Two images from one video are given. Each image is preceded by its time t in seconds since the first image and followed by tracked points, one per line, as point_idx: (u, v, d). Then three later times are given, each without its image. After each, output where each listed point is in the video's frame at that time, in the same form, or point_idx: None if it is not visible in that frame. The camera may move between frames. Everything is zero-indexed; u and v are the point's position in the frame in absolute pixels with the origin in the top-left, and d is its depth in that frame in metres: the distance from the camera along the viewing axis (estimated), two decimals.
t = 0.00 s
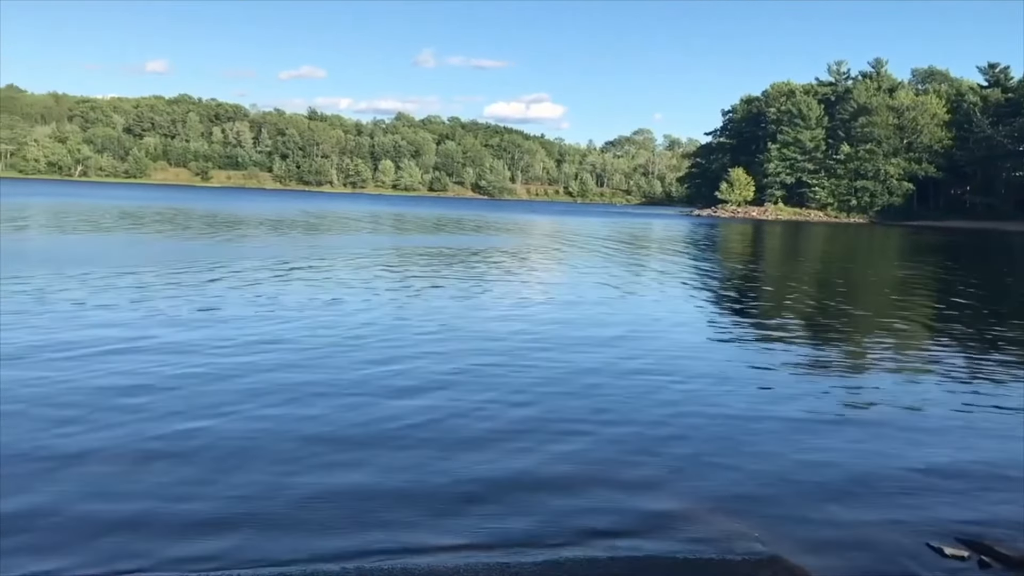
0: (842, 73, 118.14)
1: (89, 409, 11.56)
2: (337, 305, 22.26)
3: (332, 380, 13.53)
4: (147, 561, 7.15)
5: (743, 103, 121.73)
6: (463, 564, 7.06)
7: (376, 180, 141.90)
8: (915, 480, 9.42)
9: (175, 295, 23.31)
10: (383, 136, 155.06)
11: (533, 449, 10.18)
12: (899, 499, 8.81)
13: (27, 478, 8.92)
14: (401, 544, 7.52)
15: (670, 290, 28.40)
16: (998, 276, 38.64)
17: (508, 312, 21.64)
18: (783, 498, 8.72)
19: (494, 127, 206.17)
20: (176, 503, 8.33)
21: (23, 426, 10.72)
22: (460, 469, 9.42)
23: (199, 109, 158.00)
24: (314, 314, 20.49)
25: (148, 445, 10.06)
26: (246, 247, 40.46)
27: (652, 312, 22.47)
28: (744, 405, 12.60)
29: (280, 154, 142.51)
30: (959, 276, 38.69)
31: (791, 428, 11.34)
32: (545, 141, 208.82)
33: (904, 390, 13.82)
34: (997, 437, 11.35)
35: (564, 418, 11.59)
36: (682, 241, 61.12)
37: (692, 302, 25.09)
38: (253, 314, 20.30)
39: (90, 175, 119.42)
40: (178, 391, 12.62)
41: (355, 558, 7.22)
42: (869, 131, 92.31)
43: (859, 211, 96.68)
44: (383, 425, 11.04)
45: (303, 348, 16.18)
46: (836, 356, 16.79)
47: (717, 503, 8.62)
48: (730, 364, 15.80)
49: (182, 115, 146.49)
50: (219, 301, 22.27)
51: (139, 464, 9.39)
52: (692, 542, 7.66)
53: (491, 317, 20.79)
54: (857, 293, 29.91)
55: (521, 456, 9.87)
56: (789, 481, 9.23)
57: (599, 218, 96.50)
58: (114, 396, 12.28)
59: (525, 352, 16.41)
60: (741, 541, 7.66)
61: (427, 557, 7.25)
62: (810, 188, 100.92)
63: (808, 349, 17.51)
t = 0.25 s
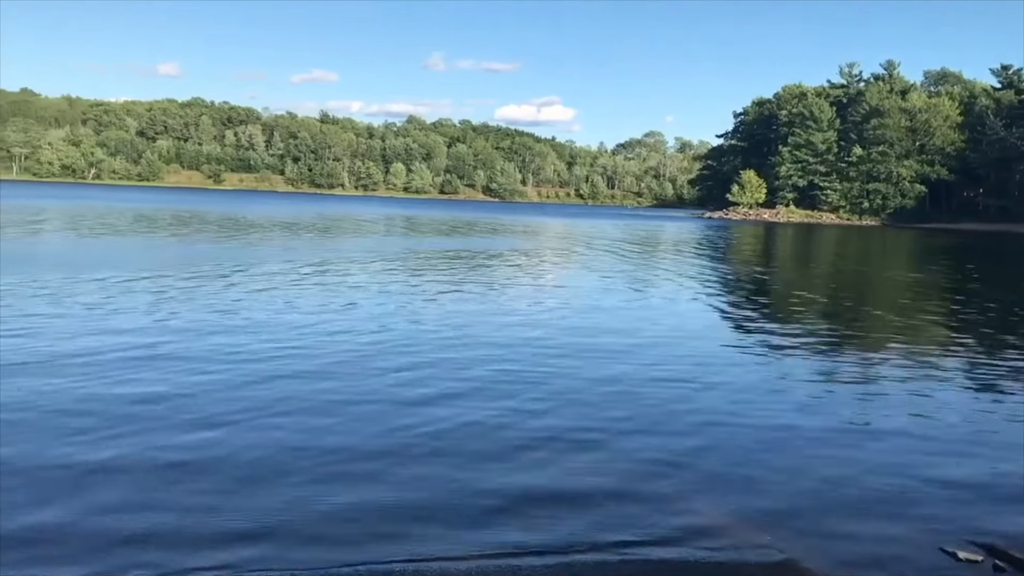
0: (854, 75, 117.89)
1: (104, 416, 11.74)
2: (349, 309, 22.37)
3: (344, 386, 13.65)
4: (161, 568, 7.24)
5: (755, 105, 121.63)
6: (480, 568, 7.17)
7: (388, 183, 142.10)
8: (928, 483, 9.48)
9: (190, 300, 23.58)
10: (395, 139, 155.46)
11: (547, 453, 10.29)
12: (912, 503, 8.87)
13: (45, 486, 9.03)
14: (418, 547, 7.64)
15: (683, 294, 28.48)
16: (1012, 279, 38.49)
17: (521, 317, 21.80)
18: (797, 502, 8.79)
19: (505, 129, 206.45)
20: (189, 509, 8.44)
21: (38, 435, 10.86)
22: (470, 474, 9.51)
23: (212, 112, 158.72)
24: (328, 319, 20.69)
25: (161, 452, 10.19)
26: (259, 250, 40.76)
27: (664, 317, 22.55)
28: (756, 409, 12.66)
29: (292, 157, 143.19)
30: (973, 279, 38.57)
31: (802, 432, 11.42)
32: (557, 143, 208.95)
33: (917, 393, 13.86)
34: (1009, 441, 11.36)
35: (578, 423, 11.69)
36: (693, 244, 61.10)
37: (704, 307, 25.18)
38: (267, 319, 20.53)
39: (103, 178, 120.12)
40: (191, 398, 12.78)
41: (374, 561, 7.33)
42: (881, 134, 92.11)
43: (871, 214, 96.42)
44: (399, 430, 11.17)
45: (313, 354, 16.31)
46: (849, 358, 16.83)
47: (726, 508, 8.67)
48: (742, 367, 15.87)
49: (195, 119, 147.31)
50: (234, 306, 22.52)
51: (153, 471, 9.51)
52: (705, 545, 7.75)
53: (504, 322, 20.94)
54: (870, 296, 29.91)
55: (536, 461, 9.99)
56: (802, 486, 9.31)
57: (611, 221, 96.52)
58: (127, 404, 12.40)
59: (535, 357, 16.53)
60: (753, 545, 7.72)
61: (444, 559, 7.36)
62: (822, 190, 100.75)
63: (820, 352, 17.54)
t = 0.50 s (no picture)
0: (866, 77, 117.50)
1: (108, 409, 11.68)
2: (356, 307, 22.34)
3: (350, 382, 13.60)
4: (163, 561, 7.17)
5: (766, 107, 121.37)
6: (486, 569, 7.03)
7: (399, 186, 142.01)
8: (942, 488, 9.31)
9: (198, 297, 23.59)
10: (407, 142, 155.65)
11: (554, 453, 10.16)
12: (926, 507, 8.71)
13: (47, 478, 8.98)
14: (422, 547, 7.52)
15: (693, 297, 28.35)
16: None
17: (529, 317, 21.71)
18: (808, 504, 8.64)
19: (516, 132, 206.61)
20: (192, 506, 8.30)
21: (41, 427, 10.83)
22: (478, 472, 9.43)
23: (224, 115, 159.33)
24: (335, 315, 20.64)
25: (165, 445, 10.13)
26: (269, 252, 40.85)
27: (673, 319, 22.49)
28: (766, 410, 12.53)
29: (303, 160, 143.54)
30: (987, 283, 38.31)
31: (813, 434, 11.27)
32: (568, 146, 208.95)
33: (929, 398, 13.69)
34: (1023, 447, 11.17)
35: (586, 423, 11.55)
36: (705, 246, 60.89)
37: (714, 310, 25.05)
38: (274, 315, 20.51)
39: (116, 181, 120.79)
40: (195, 391, 12.74)
41: (376, 561, 7.21)
42: (894, 136, 91.73)
43: (884, 216, 96.01)
44: (406, 427, 11.08)
45: (319, 349, 16.27)
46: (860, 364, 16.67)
47: (734, 508, 8.56)
48: (752, 369, 15.72)
49: (207, 122, 147.85)
50: (241, 303, 22.51)
51: (157, 463, 9.47)
52: (714, 548, 7.59)
53: (512, 321, 20.86)
54: (883, 300, 29.69)
55: (543, 461, 9.84)
56: (813, 488, 9.14)
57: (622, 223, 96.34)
58: (131, 396, 12.36)
59: (542, 354, 16.44)
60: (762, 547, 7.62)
61: (448, 561, 7.23)
62: (834, 193, 100.36)
63: (831, 357, 17.38)
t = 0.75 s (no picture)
0: (880, 79, 116.97)
1: (106, 401, 11.62)
2: (361, 306, 22.28)
3: (350, 379, 13.47)
4: (150, 554, 7.05)
5: (779, 110, 120.99)
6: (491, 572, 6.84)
7: (411, 189, 141.96)
8: (960, 490, 9.08)
9: (208, 295, 23.56)
10: (419, 144, 155.86)
11: (564, 450, 10.00)
12: (945, 508, 8.49)
13: (39, 470, 8.89)
14: (425, 544, 7.38)
15: (705, 300, 28.16)
16: None
17: (539, 317, 21.61)
18: (825, 505, 8.42)
19: (529, 135, 206.77)
20: (194, 501, 8.16)
21: (36, 420, 10.75)
22: (475, 468, 9.27)
23: (238, 117, 159.96)
24: (344, 314, 20.60)
25: (160, 438, 10.03)
26: (282, 255, 40.95)
27: (679, 320, 22.34)
28: (772, 410, 12.33)
29: (316, 162, 143.89)
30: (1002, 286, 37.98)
31: (826, 434, 11.06)
32: (580, 149, 208.94)
33: (945, 400, 13.45)
34: None
35: (597, 421, 11.38)
36: (717, 249, 60.74)
37: (726, 311, 24.89)
38: (281, 313, 20.51)
39: (130, 183, 121.43)
40: (193, 385, 12.63)
41: (380, 561, 7.04)
42: (908, 139, 91.23)
43: (898, 219, 95.52)
44: (412, 423, 10.94)
45: (320, 345, 16.18)
46: (875, 365, 16.47)
47: (736, 506, 8.36)
48: (764, 370, 15.52)
49: (220, 124, 148.44)
50: (250, 302, 22.50)
51: (150, 458, 9.35)
52: (728, 550, 7.39)
53: (521, 321, 20.75)
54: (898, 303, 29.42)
55: (553, 457, 9.71)
56: (827, 488, 8.94)
57: (634, 226, 96.07)
58: (129, 390, 12.29)
59: (546, 353, 16.28)
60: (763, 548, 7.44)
61: (454, 562, 7.06)
62: (848, 196, 99.83)
63: (846, 358, 17.16)
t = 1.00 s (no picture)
0: (892, 80, 116.57)
1: (111, 404, 11.74)
2: (368, 307, 22.40)
3: (353, 381, 13.55)
4: (148, 559, 7.13)
5: (790, 111, 120.71)
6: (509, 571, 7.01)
7: (421, 189, 142.11)
8: (970, 491, 9.21)
9: (221, 296, 23.83)
10: (429, 145, 156.02)
11: (578, 451, 10.16)
12: (954, 510, 8.61)
13: (40, 473, 8.99)
14: (445, 544, 7.55)
15: (713, 301, 28.32)
16: None
17: (549, 318, 21.79)
18: (835, 506, 8.57)
19: (539, 135, 206.78)
20: (218, 500, 8.34)
21: (45, 421, 10.89)
22: (473, 472, 9.33)
23: (249, 117, 160.47)
24: (356, 315, 20.83)
25: (165, 440, 10.16)
26: (292, 255, 41.13)
27: (685, 321, 22.40)
28: (774, 413, 12.35)
29: (327, 163, 144.22)
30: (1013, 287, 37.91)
31: (837, 436, 11.18)
32: (590, 150, 208.82)
33: (956, 401, 13.55)
34: None
35: (609, 422, 11.53)
36: (727, 250, 60.64)
37: (734, 313, 25.04)
38: (295, 314, 20.75)
39: (142, 183, 121.99)
40: (211, 387, 12.84)
41: (400, 560, 7.20)
42: (920, 139, 90.90)
43: (909, 220, 95.21)
44: (427, 424, 11.12)
45: (324, 347, 16.29)
46: (884, 366, 16.57)
47: (731, 512, 8.40)
48: (776, 371, 15.64)
49: (231, 125, 148.92)
50: (263, 303, 22.76)
51: (172, 457, 9.56)
52: (742, 551, 7.53)
53: (531, 322, 20.94)
54: (908, 304, 29.47)
55: (567, 459, 9.86)
56: (838, 490, 9.07)
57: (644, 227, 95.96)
58: (134, 392, 12.41)
59: (549, 355, 16.35)
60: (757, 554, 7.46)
61: (472, 561, 7.23)
62: (859, 197, 99.51)
63: (855, 359, 17.28)
